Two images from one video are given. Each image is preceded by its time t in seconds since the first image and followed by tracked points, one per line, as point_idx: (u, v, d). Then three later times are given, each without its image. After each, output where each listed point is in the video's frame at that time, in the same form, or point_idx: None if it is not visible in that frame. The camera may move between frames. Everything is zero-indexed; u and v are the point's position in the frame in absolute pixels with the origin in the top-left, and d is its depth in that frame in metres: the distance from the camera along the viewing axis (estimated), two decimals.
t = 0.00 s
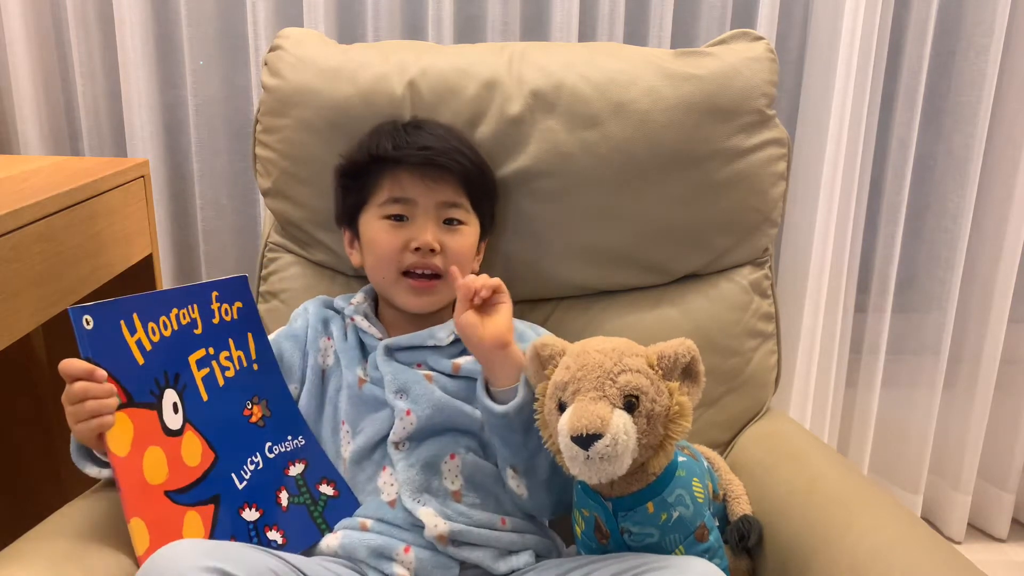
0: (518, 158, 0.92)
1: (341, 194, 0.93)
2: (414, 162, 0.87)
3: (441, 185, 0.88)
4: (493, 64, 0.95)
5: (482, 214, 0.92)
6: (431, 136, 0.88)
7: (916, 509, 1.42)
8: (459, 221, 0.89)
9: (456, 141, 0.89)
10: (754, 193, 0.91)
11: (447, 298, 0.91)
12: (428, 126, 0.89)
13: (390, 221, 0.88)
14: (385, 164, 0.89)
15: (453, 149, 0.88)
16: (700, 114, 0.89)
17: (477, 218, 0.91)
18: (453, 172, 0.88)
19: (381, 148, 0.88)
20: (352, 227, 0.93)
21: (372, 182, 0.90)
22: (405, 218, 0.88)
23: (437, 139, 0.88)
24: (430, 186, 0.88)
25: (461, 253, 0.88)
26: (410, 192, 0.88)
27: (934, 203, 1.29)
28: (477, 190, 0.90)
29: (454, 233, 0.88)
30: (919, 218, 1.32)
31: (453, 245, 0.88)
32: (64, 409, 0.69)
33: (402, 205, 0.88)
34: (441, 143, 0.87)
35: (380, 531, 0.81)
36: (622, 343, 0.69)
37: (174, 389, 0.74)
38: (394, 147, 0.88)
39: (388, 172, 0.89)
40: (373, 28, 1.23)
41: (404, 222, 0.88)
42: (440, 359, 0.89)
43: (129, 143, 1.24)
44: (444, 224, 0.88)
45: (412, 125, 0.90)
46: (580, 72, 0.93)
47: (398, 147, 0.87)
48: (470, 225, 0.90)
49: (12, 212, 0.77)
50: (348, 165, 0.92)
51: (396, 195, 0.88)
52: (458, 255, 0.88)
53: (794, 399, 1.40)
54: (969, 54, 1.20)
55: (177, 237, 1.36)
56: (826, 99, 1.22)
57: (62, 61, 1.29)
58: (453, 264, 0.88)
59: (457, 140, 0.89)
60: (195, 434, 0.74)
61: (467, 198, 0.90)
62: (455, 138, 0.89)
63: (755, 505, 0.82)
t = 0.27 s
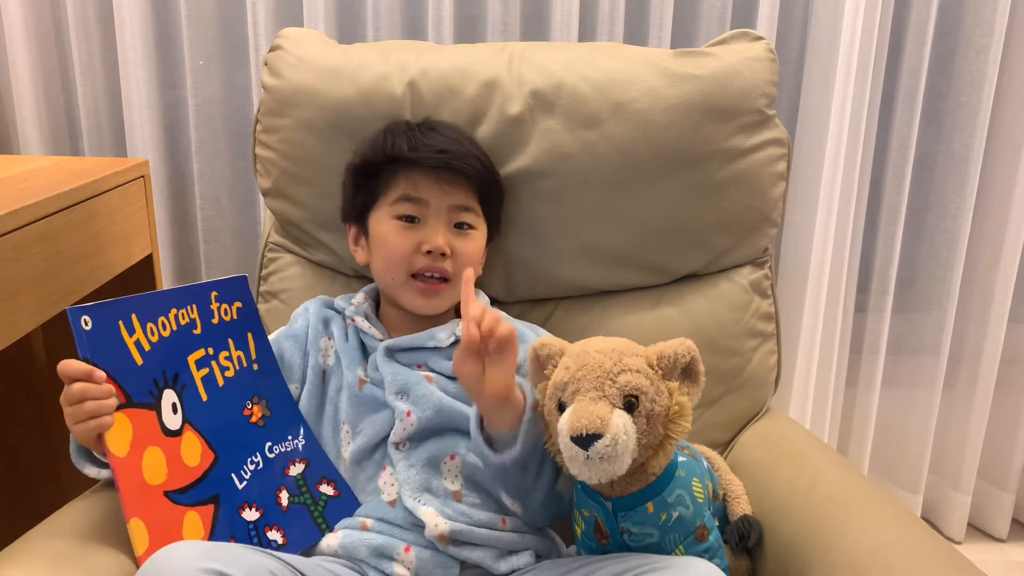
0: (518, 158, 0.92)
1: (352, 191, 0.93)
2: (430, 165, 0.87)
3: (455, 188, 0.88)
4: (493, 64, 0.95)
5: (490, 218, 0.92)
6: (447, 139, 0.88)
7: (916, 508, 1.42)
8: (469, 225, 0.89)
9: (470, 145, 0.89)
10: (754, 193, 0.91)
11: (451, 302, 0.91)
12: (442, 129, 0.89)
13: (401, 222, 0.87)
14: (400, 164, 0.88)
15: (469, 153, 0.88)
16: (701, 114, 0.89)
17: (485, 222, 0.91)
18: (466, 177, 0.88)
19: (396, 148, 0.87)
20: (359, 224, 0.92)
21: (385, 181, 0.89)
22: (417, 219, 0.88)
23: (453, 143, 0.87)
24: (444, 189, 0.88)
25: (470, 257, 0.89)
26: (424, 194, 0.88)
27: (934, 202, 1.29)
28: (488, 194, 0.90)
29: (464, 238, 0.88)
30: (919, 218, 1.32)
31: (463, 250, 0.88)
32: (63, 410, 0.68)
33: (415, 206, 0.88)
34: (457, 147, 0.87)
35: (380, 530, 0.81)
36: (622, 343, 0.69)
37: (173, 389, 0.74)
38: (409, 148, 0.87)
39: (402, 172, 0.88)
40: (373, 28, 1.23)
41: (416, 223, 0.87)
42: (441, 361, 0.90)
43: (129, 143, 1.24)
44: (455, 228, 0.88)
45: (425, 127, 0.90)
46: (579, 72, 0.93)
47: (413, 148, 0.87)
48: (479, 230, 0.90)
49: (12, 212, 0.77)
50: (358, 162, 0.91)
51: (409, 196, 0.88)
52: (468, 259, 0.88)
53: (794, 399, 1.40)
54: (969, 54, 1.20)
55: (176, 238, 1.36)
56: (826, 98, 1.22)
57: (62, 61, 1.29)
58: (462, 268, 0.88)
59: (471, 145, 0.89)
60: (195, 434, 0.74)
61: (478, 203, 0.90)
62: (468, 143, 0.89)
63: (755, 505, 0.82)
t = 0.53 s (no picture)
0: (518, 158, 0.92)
1: (356, 190, 0.92)
2: (439, 166, 0.86)
3: (462, 190, 0.88)
4: (493, 64, 0.95)
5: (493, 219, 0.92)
6: (453, 140, 0.88)
7: (916, 508, 1.42)
8: (475, 227, 0.89)
9: (475, 146, 0.89)
10: (754, 192, 0.91)
11: (454, 303, 0.90)
12: (447, 129, 0.89)
13: (408, 222, 0.87)
14: (407, 165, 0.88)
15: (476, 156, 0.88)
16: (701, 114, 0.89)
17: (488, 224, 0.92)
18: (472, 178, 0.88)
19: (404, 148, 0.87)
20: (363, 224, 0.92)
21: (391, 181, 0.89)
22: (423, 220, 0.87)
23: (460, 145, 0.87)
24: (451, 190, 0.87)
25: (476, 259, 0.89)
26: (431, 195, 0.87)
27: (934, 202, 1.29)
28: (493, 196, 0.91)
29: (471, 239, 0.88)
30: (919, 218, 1.32)
31: (470, 251, 0.88)
32: (63, 411, 0.68)
33: (422, 207, 0.87)
34: (463, 148, 0.87)
35: (380, 530, 0.81)
36: (621, 343, 0.69)
37: (172, 390, 0.74)
38: (418, 148, 0.87)
39: (409, 173, 0.88)
40: (373, 28, 1.23)
41: (423, 224, 0.87)
42: (441, 364, 0.89)
43: (129, 143, 1.24)
44: (461, 229, 0.88)
45: (432, 127, 0.89)
46: (579, 72, 0.93)
47: (422, 149, 0.86)
48: (484, 231, 0.90)
49: (12, 212, 0.77)
50: (363, 162, 0.91)
51: (415, 197, 0.87)
52: (474, 260, 0.88)
53: (794, 399, 1.40)
54: (969, 54, 1.20)
55: (176, 238, 1.36)
56: (826, 98, 1.22)
57: (62, 61, 1.29)
58: (468, 269, 0.88)
59: (478, 146, 0.89)
60: (194, 434, 0.74)
61: (484, 205, 0.90)
62: (475, 144, 0.89)
63: (755, 506, 0.82)
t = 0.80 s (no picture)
0: (518, 158, 0.92)
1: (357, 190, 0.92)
2: (440, 168, 0.87)
3: (462, 191, 0.88)
4: (493, 64, 0.95)
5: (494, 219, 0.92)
6: (453, 142, 0.88)
7: (916, 509, 1.42)
8: (475, 228, 0.89)
9: (476, 148, 0.89)
10: (754, 192, 0.91)
11: (454, 303, 0.90)
12: (448, 130, 0.89)
13: (408, 223, 0.87)
14: (407, 166, 0.88)
15: (477, 157, 0.88)
16: (701, 114, 0.89)
17: (489, 225, 0.92)
18: (473, 179, 0.88)
19: (404, 150, 0.87)
20: (363, 224, 0.92)
21: (392, 182, 0.89)
22: (423, 220, 0.87)
23: (461, 147, 0.87)
24: (451, 191, 0.87)
25: (476, 260, 0.89)
26: (432, 196, 0.87)
27: (934, 202, 1.29)
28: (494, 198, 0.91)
29: (471, 240, 0.88)
30: (919, 218, 1.32)
31: (470, 252, 0.88)
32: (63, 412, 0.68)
33: (422, 207, 0.87)
34: (464, 150, 0.87)
35: (380, 530, 0.81)
36: (621, 343, 0.69)
37: (172, 390, 0.74)
38: (419, 149, 0.87)
39: (410, 174, 0.88)
40: (373, 28, 1.23)
41: (423, 225, 0.87)
42: (441, 364, 0.90)
43: (129, 143, 1.24)
44: (461, 229, 0.88)
45: (433, 128, 0.89)
46: (579, 72, 0.93)
47: (423, 150, 0.86)
48: (484, 233, 0.90)
49: (12, 212, 0.77)
50: (364, 162, 0.91)
51: (416, 197, 0.87)
52: (474, 261, 0.88)
53: (794, 399, 1.40)
54: (969, 54, 1.20)
55: (176, 238, 1.36)
56: (826, 98, 1.22)
57: (62, 61, 1.29)
58: (468, 270, 0.88)
59: (479, 148, 0.89)
60: (194, 434, 0.74)
61: (484, 206, 0.90)
62: (476, 146, 0.89)
63: (755, 505, 0.82)
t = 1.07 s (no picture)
0: (518, 158, 0.92)
1: (356, 191, 0.92)
2: (439, 171, 0.87)
3: (461, 193, 0.88)
4: (493, 64, 0.95)
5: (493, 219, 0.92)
6: (452, 143, 0.87)
7: (916, 508, 1.42)
8: (473, 230, 0.89)
9: (475, 149, 0.89)
10: (754, 193, 0.91)
11: (453, 305, 0.90)
12: (447, 132, 0.89)
13: (406, 225, 0.88)
14: (406, 168, 0.88)
15: (476, 159, 0.88)
16: (701, 114, 0.89)
17: (488, 227, 0.92)
18: (472, 182, 0.88)
19: (403, 151, 0.87)
20: (362, 224, 0.92)
21: (391, 184, 0.89)
22: (421, 223, 0.88)
23: (461, 149, 0.87)
24: (450, 194, 0.88)
25: (474, 262, 0.89)
26: (430, 198, 0.88)
27: (934, 202, 1.29)
28: (493, 200, 0.91)
29: (469, 242, 0.88)
30: (919, 218, 1.32)
31: (468, 255, 0.88)
32: (63, 412, 0.69)
33: (420, 210, 0.88)
34: (464, 153, 0.87)
35: (380, 530, 0.81)
36: (621, 343, 0.69)
37: (172, 390, 0.74)
38: (417, 152, 0.87)
39: (409, 175, 0.88)
40: (373, 28, 1.23)
41: (421, 227, 0.87)
42: (441, 364, 0.90)
43: (129, 143, 1.24)
44: (459, 232, 0.88)
45: (432, 130, 0.89)
46: (579, 72, 0.93)
47: (422, 152, 0.86)
48: (483, 235, 0.90)
49: (13, 212, 0.77)
50: (363, 164, 0.91)
51: (415, 200, 0.88)
52: (472, 263, 0.89)
53: (794, 399, 1.40)
54: (969, 54, 1.20)
55: (176, 238, 1.36)
56: (826, 99, 1.22)
57: (61, 61, 1.29)
58: (466, 272, 0.88)
59: (479, 150, 0.89)
60: (194, 434, 0.74)
61: (483, 208, 0.90)
62: (476, 147, 0.89)
63: (755, 505, 0.82)
